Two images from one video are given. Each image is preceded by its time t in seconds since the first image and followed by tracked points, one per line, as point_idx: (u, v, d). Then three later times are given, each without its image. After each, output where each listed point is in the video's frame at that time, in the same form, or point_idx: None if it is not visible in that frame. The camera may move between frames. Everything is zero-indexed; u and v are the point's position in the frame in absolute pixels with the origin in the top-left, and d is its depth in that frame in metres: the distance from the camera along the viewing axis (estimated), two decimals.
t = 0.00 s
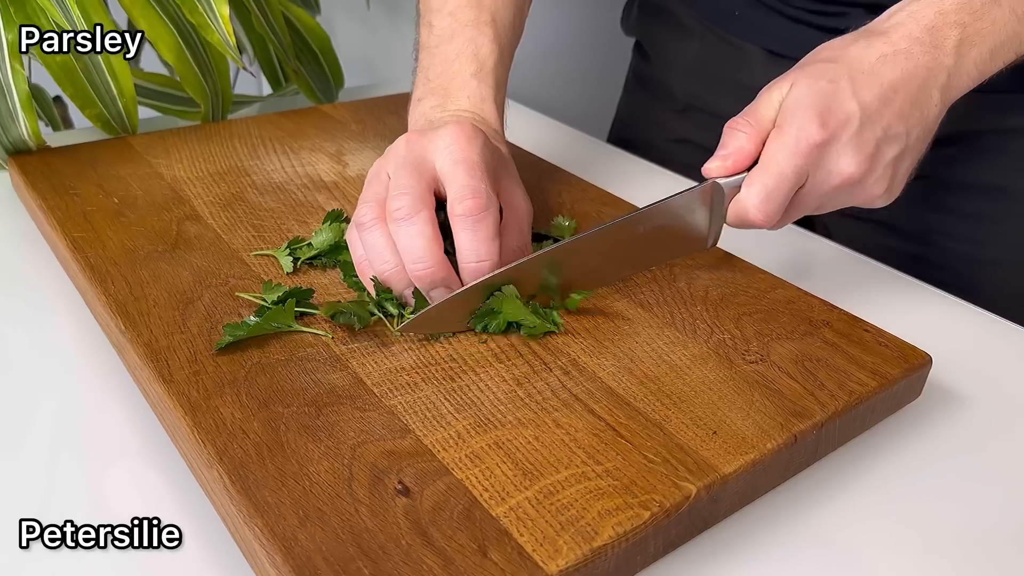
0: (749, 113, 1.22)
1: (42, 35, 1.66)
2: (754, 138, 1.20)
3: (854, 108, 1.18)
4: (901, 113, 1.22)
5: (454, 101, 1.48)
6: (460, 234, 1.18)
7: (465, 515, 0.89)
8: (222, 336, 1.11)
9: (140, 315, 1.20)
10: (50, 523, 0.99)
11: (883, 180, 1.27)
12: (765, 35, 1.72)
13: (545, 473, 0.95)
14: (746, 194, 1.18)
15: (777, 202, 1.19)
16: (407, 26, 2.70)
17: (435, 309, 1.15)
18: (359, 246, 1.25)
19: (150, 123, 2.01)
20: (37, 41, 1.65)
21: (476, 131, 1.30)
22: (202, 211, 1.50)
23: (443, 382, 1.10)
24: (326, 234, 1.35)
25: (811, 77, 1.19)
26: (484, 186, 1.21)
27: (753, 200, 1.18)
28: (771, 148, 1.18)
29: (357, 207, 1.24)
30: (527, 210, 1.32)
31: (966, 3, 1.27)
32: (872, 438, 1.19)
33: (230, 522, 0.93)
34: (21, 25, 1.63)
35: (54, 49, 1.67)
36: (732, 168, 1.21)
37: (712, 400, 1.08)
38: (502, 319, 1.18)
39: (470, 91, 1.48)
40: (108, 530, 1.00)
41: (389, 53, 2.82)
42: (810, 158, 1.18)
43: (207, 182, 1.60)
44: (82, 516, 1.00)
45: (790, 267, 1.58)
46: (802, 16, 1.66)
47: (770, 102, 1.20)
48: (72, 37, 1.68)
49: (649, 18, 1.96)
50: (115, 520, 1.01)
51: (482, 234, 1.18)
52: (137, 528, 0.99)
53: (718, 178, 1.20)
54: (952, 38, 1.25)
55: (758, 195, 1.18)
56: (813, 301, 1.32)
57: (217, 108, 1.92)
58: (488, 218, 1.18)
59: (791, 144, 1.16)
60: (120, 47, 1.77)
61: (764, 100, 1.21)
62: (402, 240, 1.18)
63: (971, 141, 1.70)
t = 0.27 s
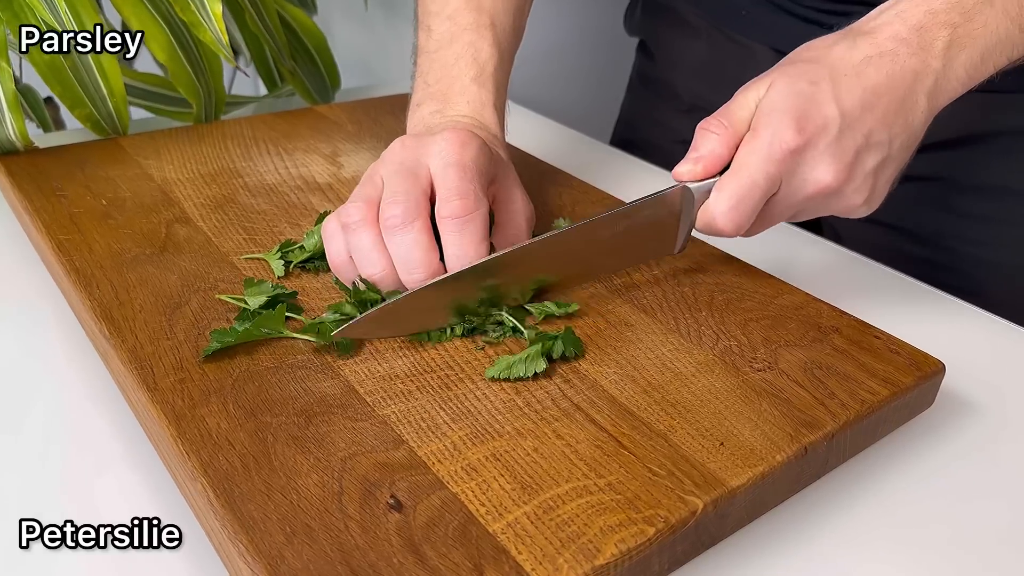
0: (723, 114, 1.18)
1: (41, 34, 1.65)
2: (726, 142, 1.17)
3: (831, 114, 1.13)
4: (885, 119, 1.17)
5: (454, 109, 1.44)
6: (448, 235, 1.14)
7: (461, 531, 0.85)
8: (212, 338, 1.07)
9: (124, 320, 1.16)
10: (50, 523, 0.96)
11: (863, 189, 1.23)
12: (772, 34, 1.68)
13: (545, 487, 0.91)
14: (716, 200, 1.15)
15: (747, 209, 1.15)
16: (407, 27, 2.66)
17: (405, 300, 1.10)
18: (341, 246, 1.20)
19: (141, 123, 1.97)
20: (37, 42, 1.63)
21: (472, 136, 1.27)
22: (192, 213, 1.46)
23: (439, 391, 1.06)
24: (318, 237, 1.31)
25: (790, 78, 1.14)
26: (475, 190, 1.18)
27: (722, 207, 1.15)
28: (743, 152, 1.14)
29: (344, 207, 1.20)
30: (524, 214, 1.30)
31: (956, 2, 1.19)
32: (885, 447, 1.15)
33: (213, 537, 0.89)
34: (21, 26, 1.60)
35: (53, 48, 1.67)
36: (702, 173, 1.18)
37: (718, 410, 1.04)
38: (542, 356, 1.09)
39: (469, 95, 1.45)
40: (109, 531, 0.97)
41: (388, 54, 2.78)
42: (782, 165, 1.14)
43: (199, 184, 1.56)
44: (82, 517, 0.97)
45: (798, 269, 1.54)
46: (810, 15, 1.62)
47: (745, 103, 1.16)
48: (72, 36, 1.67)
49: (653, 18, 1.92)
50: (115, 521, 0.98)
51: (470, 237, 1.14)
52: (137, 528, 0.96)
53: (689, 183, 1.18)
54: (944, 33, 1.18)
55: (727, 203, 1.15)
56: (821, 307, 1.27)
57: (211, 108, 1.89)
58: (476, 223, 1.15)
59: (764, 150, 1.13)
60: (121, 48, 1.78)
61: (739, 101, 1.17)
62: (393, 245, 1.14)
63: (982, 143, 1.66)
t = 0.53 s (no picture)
0: (766, 102, 1.14)
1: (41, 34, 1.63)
2: (771, 129, 1.12)
3: (877, 100, 1.11)
4: (928, 105, 1.15)
5: (447, 95, 1.40)
6: (432, 210, 1.10)
7: (463, 541, 0.81)
8: (206, 339, 1.04)
9: (115, 320, 1.12)
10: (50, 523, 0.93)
11: (908, 175, 1.20)
12: (778, 31, 1.64)
13: (550, 494, 0.87)
14: (762, 188, 1.11)
15: (794, 197, 1.12)
16: (407, 27, 2.63)
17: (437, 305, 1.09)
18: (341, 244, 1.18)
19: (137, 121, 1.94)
20: (37, 42, 1.61)
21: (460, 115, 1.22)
22: (186, 211, 1.42)
23: (439, 395, 1.02)
24: (315, 237, 1.27)
25: (834, 65, 1.11)
26: (459, 163, 1.14)
27: (769, 196, 1.11)
28: (789, 140, 1.10)
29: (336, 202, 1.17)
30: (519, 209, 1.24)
31: None
32: (901, 453, 1.11)
33: (205, 547, 0.85)
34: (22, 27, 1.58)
35: (54, 49, 1.64)
36: (748, 161, 1.13)
37: (729, 414, 1.00)
38: (543, 354, 1.05)
39: (470, 90, 1.41)
40: (110, 531, 0.94)
41: (388, 54, 2.75)
42: (829, 152, 1.10)
43: (193, 182, 1.53)
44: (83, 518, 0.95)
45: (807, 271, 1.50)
46: (817, 11, 1.59)
47: (788, 91, 1.13)
48: (73, 37, 1.65)
49: (657, 15, 1.89)
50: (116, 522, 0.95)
51: (455, 208, 1.10)
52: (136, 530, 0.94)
53: (732, 172, 1.13)
54: (987, 18, 1.20)
55: (774, 190, 1.11)
56: (833, 308, 1.24)
57: (208, 107, 1.85)
58: (459, 193, 1.11)
59: (810, 138, 1.09)
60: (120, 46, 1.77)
61: (781, 90, 1.13)
62: (388, 237, 1.11)
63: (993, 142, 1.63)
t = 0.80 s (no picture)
0: (725, 103, 1.11)
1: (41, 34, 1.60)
2: (729, 130, 1.09)
3: (838, 102, 1.05)
4: (894, 108, 1.09)
5: (445, 89, 1.37)
6: (450, 224, 1.07)
7: (464, 556, 0.77)
8: (199, 345, 1.00)
9: (105, 323, 1.09)
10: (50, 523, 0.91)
11: (875, 179, 1.14)
12: (785, 29, 1.61)
13: (555, 506, 0.83)
14: (719, 192, 1.08)
15: (750, 201, 1.09)
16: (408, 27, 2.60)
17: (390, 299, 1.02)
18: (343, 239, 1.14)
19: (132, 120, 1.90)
20: (37, 43, 1.58)
21: (467, 109, 1.17)
22: (181, 212, 1.39)
23: (440, 401, 0.98)
24: (310, 238, 1.24)
25: (797, 64, 1.06)
26: (478, 173, 1.10)
27: (727, 199, 1.08)
28: (745, 142, 1.06)
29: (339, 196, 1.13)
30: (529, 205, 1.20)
31: None
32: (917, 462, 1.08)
33: (195, 560, 0.81)
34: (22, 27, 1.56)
35: (54, 48, 1.61)
36: (704, 164, 1.11)
37: (740, 423, 0.96)
38: (551, 363, 1.01)
39: (473, 88, 1.38)
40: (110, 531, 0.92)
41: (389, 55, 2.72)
42: (788, 155, 1.06)
43: (189, 183, 1.49)
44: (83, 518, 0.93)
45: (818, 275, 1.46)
46: (825, 8, 1.55)
47: (748, 90, 1.09)
48: (72, 36, 1.62)
49: (662, 14, 1.85)
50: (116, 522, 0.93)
51: (474, 223, 1.07)
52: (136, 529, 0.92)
53: (689, 175, 1.11)
54: (956, 18, 1.11)
55: (730, 194, 1.08)
56: (846, 312, 1.20)
57: (204, 106, 1.82)
58: (480, 208, 1.07)
59: (767, 141, 1.05)
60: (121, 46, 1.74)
61: (742, 89, 1.10)
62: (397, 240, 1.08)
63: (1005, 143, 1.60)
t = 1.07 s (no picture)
0: (782, 88, 1.07)
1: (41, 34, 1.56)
2: (790, 114, 1.05)
3: (898, 83, 1.04)
4: (950, 90, 1.08)
5: (441, 78, 1.33)
6: (437, 225, 1.01)
7: (465, 568, 0.74)
8: (185, 347, 0.97)
9: (92, 324, 1.05)
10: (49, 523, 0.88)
11: (931, 161, 1.13)
12: (792, 25, 1.58)
13: (560, 516, 0.79)
14: (781, 177, 1.04)
15: (818, 186, 1.05)
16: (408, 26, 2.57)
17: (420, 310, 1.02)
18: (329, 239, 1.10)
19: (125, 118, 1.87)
20: (38, 43, 1.55)
21: (455, 105, 1.12)
22: (173, 211, 1.35)
23: (439, 406, 0.94)
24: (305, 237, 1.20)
25: (850, 49, 1.05)
26: (466, 171, 1.03)
27: (788, 183, 1.04)
28: (806, 126, 1.03)
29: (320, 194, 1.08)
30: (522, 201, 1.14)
31: None
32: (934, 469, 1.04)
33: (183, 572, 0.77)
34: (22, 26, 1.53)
35: (54, 48, 1.58)
36: (765, 148, 1.06)
37: (752, 429, 0.92)
38: (554, 366, 0.98)
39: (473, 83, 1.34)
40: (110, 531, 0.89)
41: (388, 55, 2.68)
42: (851, 137, 1.03)
43: (182, 181, 1.46)
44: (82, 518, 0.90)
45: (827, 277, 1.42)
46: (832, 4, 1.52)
47: (805, 75, 1.06)
48: (73, 36, 1.58)
49: (665, 11, 1.82)
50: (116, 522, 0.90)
51: (462, 224, 1.00)
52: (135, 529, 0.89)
53: (750, 159, 1.06)
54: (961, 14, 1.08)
55: (794, 177, 1.03)
56: (859, 314, 1.16)
57: (200, 104, 1.79)
58: (469, 208, 1.01)
59: (830, 123, 1.01)
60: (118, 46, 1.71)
61: (798, 74, 1.07)
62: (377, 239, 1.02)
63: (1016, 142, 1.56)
